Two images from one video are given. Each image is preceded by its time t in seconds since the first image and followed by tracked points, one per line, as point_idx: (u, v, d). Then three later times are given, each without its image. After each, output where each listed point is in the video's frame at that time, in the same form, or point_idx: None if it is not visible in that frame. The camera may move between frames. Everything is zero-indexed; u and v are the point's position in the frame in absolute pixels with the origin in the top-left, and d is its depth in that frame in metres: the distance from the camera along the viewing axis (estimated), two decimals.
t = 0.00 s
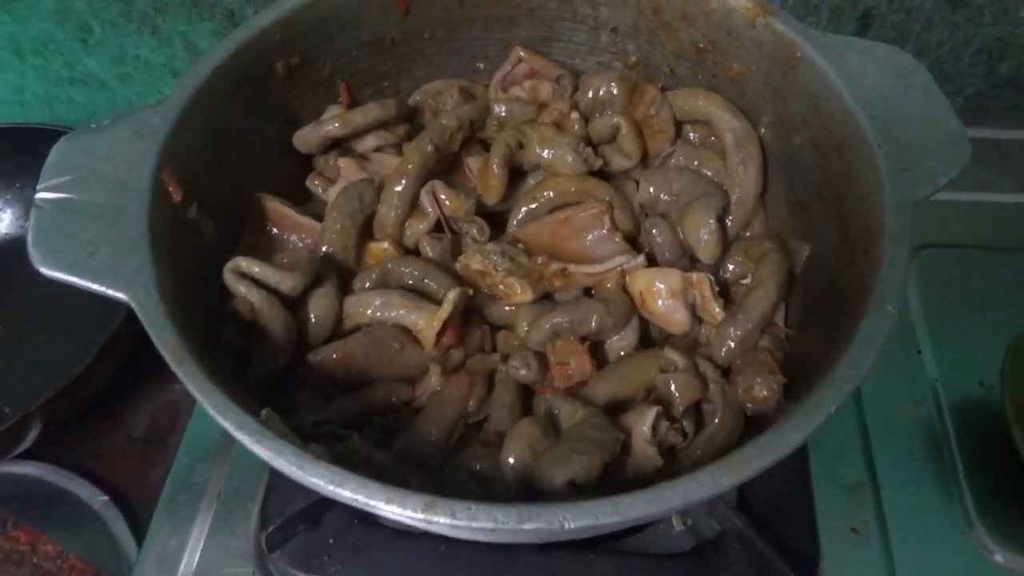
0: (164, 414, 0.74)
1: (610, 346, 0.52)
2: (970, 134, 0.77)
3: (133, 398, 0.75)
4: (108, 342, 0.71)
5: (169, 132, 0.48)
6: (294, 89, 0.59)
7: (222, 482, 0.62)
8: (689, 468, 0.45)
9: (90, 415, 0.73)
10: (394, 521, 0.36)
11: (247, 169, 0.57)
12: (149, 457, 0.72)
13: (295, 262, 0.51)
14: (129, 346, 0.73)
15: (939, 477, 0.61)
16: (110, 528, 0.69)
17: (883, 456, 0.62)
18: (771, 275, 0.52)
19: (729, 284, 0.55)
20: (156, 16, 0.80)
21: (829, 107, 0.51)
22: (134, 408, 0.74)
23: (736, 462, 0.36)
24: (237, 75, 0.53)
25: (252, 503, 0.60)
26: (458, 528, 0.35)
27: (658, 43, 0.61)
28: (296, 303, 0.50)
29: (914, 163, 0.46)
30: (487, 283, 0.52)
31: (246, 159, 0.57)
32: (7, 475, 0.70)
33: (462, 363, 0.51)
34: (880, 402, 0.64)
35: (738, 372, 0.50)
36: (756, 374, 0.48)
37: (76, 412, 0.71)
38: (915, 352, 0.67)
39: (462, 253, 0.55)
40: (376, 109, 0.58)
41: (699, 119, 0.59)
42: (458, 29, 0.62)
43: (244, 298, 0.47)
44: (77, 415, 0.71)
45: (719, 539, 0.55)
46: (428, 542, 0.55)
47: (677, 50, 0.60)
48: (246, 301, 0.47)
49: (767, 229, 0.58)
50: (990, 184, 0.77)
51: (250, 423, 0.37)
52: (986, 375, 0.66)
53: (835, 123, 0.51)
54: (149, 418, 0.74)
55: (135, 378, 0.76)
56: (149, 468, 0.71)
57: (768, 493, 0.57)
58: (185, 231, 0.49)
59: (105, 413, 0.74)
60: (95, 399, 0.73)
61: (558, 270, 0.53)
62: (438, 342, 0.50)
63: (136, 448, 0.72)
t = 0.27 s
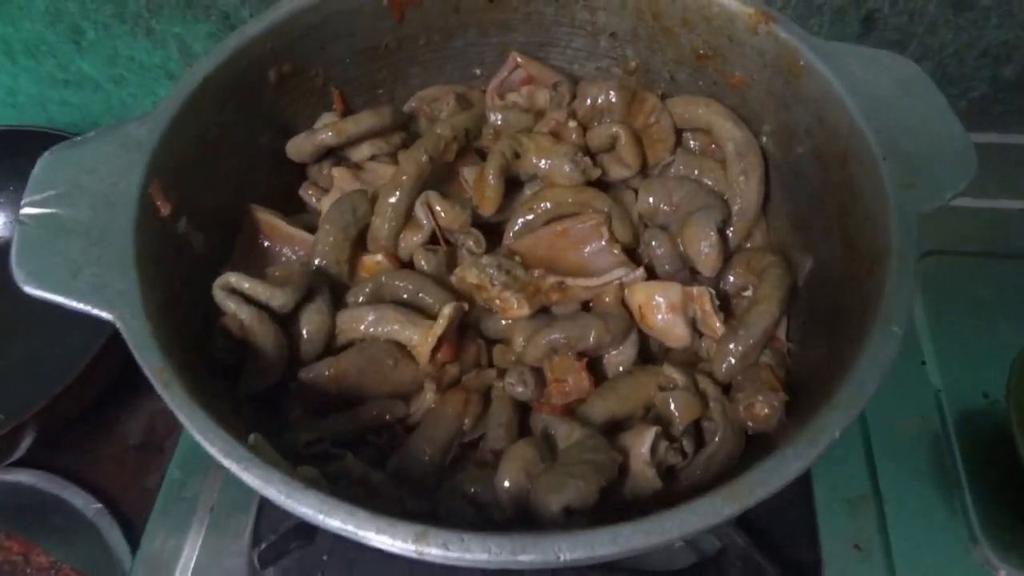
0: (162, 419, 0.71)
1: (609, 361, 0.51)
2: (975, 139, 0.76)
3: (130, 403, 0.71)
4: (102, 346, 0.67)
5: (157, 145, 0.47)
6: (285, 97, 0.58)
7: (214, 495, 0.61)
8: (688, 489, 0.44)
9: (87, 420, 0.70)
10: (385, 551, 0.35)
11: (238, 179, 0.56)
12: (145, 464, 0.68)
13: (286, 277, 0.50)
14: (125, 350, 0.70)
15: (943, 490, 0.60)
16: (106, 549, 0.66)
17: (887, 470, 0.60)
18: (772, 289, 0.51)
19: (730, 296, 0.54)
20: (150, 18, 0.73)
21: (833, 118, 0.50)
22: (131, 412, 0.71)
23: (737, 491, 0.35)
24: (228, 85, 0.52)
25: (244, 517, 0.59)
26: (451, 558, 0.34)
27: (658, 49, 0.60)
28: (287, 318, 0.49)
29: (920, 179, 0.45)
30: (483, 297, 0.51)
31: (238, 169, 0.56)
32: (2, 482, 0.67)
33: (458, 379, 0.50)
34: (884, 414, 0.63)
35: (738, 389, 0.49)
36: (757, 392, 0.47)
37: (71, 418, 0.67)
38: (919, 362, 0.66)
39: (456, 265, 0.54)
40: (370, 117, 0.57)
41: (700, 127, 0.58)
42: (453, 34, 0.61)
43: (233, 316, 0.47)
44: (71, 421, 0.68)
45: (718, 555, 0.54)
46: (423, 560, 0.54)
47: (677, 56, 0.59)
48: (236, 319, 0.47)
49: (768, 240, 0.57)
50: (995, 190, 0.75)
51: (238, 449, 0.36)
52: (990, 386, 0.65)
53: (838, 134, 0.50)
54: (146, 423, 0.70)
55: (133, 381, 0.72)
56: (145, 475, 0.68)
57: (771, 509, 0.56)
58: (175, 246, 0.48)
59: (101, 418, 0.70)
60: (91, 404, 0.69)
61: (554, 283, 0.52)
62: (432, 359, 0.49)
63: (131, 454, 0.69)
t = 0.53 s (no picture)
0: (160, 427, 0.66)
1: (607, 377, 0.50)
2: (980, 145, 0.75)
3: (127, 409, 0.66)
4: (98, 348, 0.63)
5: (144, 159, 0.45)
6: (278, 107, 0.56)
7: (206, 510, 0.58)
8: (688, 513, 0.43)
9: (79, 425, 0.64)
10: None
11: (229, 190, 0.55)
12: (140, 474, 0.63)
13: (278, 293, 0.49)
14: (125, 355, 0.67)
15: (946, 506, 0.59)
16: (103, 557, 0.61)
17: (889, 486, 0.59)
18: (774, 305, 0.50)
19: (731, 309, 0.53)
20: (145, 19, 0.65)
21: (836, 129, 0.49)
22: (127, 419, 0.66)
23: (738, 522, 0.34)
24: (217, 96, 0.51)
25: (237, 531, 0.57)
26: None
27: (658, 56, 0.58)
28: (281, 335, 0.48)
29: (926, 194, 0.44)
30: (478, 312, 0.50)
31: (228, 180, 0.55)
32: None
33: (453, 397, 0.49)
34: (887, 428, 0.62)
35: (739, 408, 0.48)
36: (758, 412, 0.46)
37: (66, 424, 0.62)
38: (923, 374, 0.65)
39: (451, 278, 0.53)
40: (364, 127, 0.56)
41: (701, 136, 0.57)
42: (449, 40, 0.60)
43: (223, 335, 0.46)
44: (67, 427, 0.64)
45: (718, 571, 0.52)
46: None
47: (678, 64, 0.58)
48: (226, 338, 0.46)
49: (769, 252, 0.56)
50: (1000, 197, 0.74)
51: (224, 478, 0.35)
52: (995, 398, 0.64)
53: (842, 146, 0.49)
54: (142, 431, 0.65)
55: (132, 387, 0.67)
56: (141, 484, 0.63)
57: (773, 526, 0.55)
58: (162, 262, 0.47)
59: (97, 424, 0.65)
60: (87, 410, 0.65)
61: (551, 299, 0.51)
62: (426, 376, 0.48)
63: (127, 462, 0.64)
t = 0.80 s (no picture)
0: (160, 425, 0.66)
1: (607, 376, 0.50)
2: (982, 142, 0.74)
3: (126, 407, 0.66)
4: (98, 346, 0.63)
5: (142, 159, 0.45)
6: (276, 105, 0.56)
7: (206, 510, 0.58)
8: (688, 513, 0.43)
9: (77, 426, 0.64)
10: None
11: (228, 189, 0.55)
12: (140, 472, 0.63)
13: (277, 291, 0.48)
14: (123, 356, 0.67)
15: (948, 505, 0.59)
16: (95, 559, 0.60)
17: (891, 484, 0.59)
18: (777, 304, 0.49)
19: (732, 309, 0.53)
20: (142, 17, 0.64)
21: (838, 128, 0.49)
22: (126, 418, 0.66)
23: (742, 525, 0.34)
24: (216, 95, 0.50)
25: (237, 531, 0.57)
26: None
27: (659, 55, 0.58)
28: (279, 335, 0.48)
29: (930, 193, 0.44)
30: (478, 312, 0.50)
31: (227, 179, 0.54)
32: None
33: (453, 398, 0.49)
34: (889, 428, 0.61)
35: (740, 408, 0.48)
36: (760, 412, 0.46)
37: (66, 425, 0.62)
38: (925, 374, 0.64)
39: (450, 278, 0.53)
40: (361, 125, 0.55)
41: (702, 134, 0.56)
42: (449, 37, 0.59)
43: (223, 336, 0.45)
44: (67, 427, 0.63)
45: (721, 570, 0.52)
46: None
47: (680, 61, 0.57)
48: (225, 339, 0.45)
49: (770, 252, 0.56)
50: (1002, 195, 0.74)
51: (223, 480, 0.35)
52: (997, 398, 0.64)
53: (844, 145, 0.49)
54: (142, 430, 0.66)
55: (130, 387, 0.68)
56: (141, 482, 0.63)
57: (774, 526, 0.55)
58: (160, 262, 0.47)
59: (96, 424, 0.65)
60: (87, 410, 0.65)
61: (552, 298, 0.51)
62: (427, 377, 0.47)
63: (127, 462, 0.64)
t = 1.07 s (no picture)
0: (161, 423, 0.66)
1: (608, 374, 0.50)
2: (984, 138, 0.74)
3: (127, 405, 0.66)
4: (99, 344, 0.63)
5: (143, 156, 0.45)
6: (277, 103, 0.56)
7: (208, 507, 0.58)
8: (689, 511, 0.43)
9: (79, 424, 0.64)
10: None
11: (228, 187, 0.54)
12: (141, 470, 0.63)
13: (278, 289, 0.48)
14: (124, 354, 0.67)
15: (948, 502, 0.59)
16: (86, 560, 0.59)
17: (892, 482, 0.59)
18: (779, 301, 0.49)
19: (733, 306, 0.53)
20: (143, 14, 0.64)
21: (839, 125, 0.49)
22: (127, 416, 0.66)
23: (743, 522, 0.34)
24: (217, 92, 0.50)
25: (238, 528, 0.57)
26: None
27: (660, 52, 0.58)
28: (280, 332, 0.48)
29: (931, 189, 0.44)
30: (479, 309, 0.50)
31: (228, 177, 0.54)
32: None
33: (454, 395, 0.49)
34: (890, 425, 0.62)
35: (741, 406, 0.48)
36: (761, 410, 0.46)
37: (67, 423, 0.62)
38: (926, 371, 0.64)
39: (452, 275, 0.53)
40: (362, 123, 0.55)
41: (703, 132, 0.56)
42: (450, 34, 0.59)
43: (224, 333, 0.45)
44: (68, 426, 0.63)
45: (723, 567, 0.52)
46: None
47: (681, 59, 0.57)
48: (226, 336, 0.45)
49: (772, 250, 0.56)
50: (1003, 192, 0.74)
51: (224, 478, 0.35)
52: (998, 395, 0.64)
53: (845, 142, 0.49)
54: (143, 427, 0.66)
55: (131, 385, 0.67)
56: (142, 480, 0.63)
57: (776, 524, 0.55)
58: (161, 259, 0.47)
59: (97, 423, 0.65)
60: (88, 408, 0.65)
61: (553, 295, 0.50)
62: (428, 374, 0.47)
63: (129, 460, 0.64)
